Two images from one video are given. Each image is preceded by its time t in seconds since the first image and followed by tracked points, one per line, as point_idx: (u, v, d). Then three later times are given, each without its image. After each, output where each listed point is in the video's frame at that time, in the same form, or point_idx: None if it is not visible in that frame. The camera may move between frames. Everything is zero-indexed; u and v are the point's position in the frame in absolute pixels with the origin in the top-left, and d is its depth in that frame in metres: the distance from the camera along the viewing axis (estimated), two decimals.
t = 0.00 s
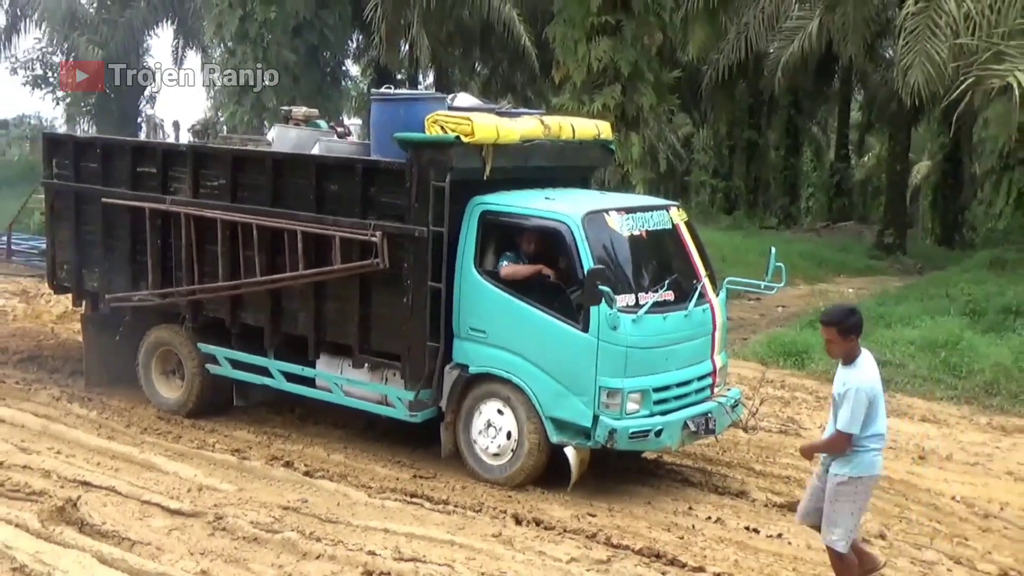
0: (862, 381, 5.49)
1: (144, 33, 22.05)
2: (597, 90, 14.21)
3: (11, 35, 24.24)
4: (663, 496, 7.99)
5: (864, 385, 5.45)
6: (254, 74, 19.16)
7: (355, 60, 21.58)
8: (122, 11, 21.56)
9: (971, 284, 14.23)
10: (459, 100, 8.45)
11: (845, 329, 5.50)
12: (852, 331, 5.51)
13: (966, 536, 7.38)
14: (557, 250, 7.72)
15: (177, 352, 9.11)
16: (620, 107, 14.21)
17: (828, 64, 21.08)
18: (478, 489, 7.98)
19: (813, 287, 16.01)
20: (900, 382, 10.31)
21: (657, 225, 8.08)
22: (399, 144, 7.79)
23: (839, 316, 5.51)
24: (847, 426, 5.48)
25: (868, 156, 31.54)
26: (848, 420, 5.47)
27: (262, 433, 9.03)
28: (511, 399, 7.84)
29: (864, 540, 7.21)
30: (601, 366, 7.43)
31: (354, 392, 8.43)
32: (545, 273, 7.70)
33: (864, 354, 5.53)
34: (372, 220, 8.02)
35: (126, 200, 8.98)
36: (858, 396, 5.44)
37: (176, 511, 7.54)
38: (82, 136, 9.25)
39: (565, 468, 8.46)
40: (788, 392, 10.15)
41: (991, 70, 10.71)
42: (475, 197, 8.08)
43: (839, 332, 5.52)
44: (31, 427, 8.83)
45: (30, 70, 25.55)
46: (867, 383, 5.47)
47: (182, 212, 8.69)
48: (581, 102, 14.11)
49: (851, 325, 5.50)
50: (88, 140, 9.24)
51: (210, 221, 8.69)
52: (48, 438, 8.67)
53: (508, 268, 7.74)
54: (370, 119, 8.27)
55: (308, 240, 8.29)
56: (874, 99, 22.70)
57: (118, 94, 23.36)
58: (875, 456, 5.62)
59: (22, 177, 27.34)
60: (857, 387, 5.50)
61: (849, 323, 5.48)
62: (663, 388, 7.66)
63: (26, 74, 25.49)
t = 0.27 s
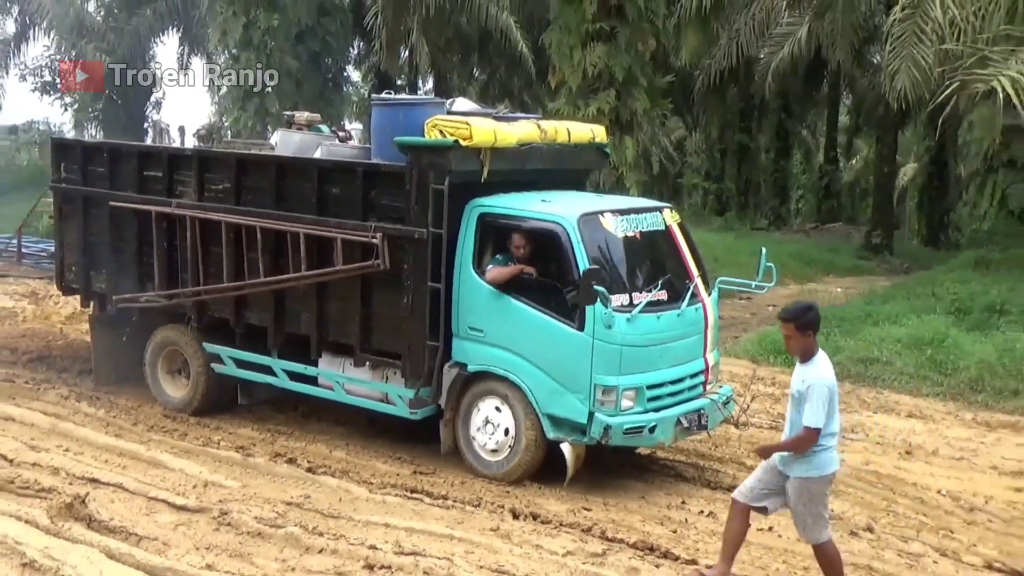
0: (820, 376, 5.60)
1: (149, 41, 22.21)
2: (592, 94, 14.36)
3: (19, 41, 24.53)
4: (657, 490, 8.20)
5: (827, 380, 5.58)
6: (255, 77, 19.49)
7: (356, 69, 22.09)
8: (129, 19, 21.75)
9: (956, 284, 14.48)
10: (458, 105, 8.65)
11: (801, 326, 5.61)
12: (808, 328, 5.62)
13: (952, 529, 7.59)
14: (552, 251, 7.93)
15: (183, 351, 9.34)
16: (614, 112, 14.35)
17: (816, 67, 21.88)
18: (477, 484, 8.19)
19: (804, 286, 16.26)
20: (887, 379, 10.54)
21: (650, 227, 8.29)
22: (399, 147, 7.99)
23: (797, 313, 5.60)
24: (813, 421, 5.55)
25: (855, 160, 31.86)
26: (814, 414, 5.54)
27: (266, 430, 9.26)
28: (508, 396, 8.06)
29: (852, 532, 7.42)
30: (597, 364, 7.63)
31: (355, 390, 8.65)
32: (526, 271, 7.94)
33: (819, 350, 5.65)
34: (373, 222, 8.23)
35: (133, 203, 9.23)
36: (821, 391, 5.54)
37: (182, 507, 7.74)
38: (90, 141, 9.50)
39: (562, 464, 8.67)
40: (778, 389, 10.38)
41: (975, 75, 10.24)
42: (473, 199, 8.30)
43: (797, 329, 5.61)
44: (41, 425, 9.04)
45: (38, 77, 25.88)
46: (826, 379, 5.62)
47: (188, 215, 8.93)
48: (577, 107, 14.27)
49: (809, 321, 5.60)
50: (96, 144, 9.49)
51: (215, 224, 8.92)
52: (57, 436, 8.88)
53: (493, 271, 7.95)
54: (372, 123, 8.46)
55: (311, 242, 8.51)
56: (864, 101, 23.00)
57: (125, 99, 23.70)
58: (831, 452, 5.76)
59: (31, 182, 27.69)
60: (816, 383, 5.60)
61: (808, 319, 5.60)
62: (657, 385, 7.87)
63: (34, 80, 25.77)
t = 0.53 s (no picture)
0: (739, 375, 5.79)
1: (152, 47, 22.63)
2: (583, 99, 14.57)
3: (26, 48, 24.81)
4: (647, 483, 8.45)
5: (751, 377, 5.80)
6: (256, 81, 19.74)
7: (354, 75, 22.34)
8: (133, 27, 22.33)
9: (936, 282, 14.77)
10: (453, 110, 8.88)
11: (717, 329, 5.81)
12: (723, 331, 5.83)
13: (933, 520, 7.83)
14: (545, 252, 8.17)
15: (185, 349, 9.61)
16: (604, 116, 14.55)
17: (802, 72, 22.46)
18: (472, 478, 8.43)
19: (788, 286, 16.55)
20: (870, 375, 10.81)
21: (640, 227, 8.53)
22: (395, 151, 8.20)
23: (712, 319, 5.82)
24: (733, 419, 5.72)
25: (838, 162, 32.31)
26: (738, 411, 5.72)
27: (266, 425, 9.51)
28: (503, 392, 8.30)
29: (836, 524, 7.68)
30: (588, 361, 7.86)
31: (353, 387, 8.90)
32: (519, 273, 8.16)
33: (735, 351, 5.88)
34: (370, 224, 8.46)
35: (137, 206, 9.50)
36: (741, 390, 5.72)
37: (184, 501, 7.97)
38: (95, 145, 9.78)
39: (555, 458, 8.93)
40: (764, 385, 10.65)
41: (955, 81, 10.36)
42: (466, 201, 8.54)
43: (712, 334, 5.82)
44: (47, 421, 9.28)
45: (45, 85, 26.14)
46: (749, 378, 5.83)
47: (190, 217, 9.20)
48: (568, 112, 14.46)
49: (723, 325, 5.82)
50: (100, 148, 9.76)
51: (216, 226, 9.19)
52: (62, 432, 9.12)
53: (487, 281, 8.15)
54: (369, 128, 8.69)
55: (309, 243, 8.76)
56: (846, 107, 23.34)
57: (128, 104, 24.09)
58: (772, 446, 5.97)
59: (38, 186, 27.82)
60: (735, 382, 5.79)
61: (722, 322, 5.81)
62: (647, 381, 8.11)
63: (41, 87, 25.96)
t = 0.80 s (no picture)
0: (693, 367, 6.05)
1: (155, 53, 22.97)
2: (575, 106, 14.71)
3: (33, 55, 25.16)
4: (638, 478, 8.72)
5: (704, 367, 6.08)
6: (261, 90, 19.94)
7: (353, 80, 22.63)
8: (137, 34, 22.68)
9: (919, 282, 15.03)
10: (448, 115, 9.14)
11: (673, 323, 6.04)
12: (678, 324, 6.06)
13: (914, 513, 8.10)
14: (538, 253, 8.42)
15: (189, 348, 9.87)
16: (596, 121, 14.77)
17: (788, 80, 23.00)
18: (467, 472, 8.69)
19: (773, 286, 16.85)
20: (854, 372, 11.09)
21: (631, 229, 8.78)
22: (393, 155, 8.45)
23: (668, 312, 6.03)
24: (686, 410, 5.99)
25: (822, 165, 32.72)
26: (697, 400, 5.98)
27: (268, 422, 9.78)
28: (498, 389, 8.55)
29: (821, 516, 7.94)
30: (580, 358, 8.12)
31: (353, 384, 9.15)
32: (514, 274, 8.43)
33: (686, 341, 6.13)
34: (368, 226, 8.71)
35: (141, 209, 9.78)
36: (698, 381, 5.97)
37: (188, 495, 8.23)
38: (100, 149, 10.06)
39: (549, 453, 9.20)
40: (751, 382, 10.93)
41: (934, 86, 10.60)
42: (462, 204, 8.79)
43: (669, 326, 6.04)
44: (54, 418, 9.53)
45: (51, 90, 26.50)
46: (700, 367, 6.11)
47: (193, 220, 9.47)
48: (560, 117, 14.68)
49: (678, 318, 6.05)
50: (106, 152, 10.04)
51: (218, 227, 9.47)
52: (69, 429, 9.37)
53: (482, 281, 8.41)
54: (367, 133, 8.95)
55: (310, 244, 9.02)
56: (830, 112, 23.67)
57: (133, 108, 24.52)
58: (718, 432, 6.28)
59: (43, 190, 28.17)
60: (689, 373, 6.05)
61: (676, 313, 6.06)
62: (637, 378, 8.39)
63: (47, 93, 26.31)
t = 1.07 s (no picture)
0: (694, 357, 6.13)
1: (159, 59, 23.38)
2: (569, 110, 15.00)
3: (40, 61, 25.47)
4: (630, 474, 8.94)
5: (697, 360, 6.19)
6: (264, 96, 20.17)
7: (353, 86, 22.89)
8: (141, 40, 23.08)
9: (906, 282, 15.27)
10: (445, 119, 9.37)
11: (677, 313, 6.10)
12: (678, 314, 6.13)
13: (899, 507, 8.32)
14: (533, 254, 8.62)
15: (192, 347, 10.11)
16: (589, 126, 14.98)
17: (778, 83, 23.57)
18: (464, 468, 8.91)
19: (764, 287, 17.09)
20: (840, 371, 11.35)
21: (623, 231, 8.99)
22: (391, 158, 8.67)
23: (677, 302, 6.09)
24: (693, 401, 6.03)
25: (807, 169, 33.11)
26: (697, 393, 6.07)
27: (269, 420, 10.00)
28: (494, 388, 8.77)
29: (809, 511, 8.17)
30: (574, 357, 8.34)
31: (352, 383, 9.35)
32: (509, 275, 8.63)
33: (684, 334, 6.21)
34: (367, 227, 8.93)
35: (146, 211, 10.03)
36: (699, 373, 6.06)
37: (192, 491, 8.44)
38: (106, 153, 10.32)
39: (544, 449, 9.42)
40: (741, 380, 11.17)
41: (920, 93, 11.19)
42: (458, 206, 9.01)
43: (675, 316, 6.09)
44: (59, 416, 9.75)
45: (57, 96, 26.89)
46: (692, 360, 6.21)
47: (196, 222, 9.71)
48: (554, 122, 14.90)
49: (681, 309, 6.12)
50: (111, 156, 10.29)
51: (221, 229, 9.71)
52: (75, 426, 9.59)
53: (479, 282, 8.62)
54: (366, 137, 9.18)
55: (310, 246, 9.25)
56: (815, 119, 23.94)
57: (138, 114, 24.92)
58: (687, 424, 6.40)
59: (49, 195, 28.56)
60: (689, 364, 6.12)
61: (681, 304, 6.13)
62: (629, 376, 8.60)
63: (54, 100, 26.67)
